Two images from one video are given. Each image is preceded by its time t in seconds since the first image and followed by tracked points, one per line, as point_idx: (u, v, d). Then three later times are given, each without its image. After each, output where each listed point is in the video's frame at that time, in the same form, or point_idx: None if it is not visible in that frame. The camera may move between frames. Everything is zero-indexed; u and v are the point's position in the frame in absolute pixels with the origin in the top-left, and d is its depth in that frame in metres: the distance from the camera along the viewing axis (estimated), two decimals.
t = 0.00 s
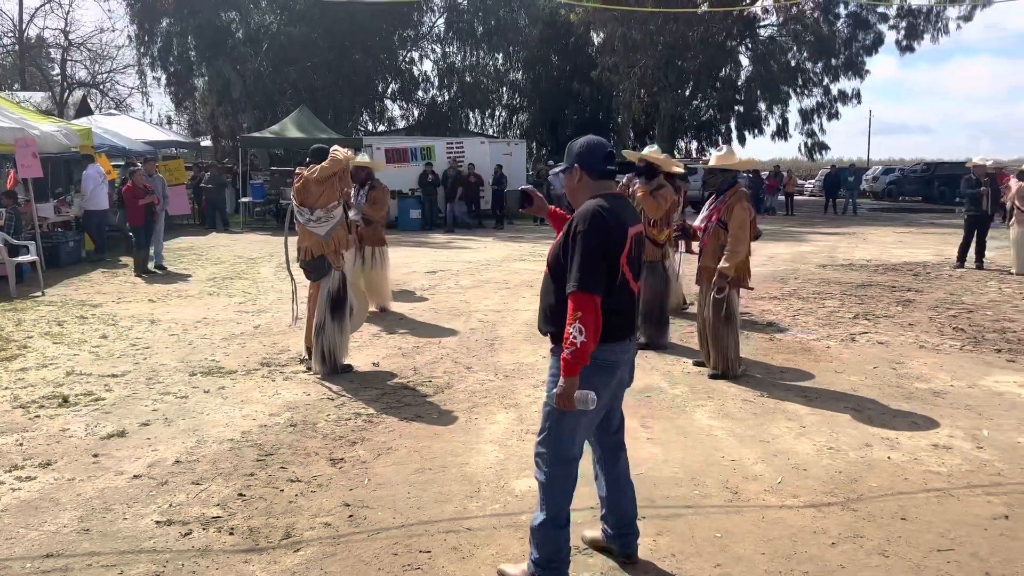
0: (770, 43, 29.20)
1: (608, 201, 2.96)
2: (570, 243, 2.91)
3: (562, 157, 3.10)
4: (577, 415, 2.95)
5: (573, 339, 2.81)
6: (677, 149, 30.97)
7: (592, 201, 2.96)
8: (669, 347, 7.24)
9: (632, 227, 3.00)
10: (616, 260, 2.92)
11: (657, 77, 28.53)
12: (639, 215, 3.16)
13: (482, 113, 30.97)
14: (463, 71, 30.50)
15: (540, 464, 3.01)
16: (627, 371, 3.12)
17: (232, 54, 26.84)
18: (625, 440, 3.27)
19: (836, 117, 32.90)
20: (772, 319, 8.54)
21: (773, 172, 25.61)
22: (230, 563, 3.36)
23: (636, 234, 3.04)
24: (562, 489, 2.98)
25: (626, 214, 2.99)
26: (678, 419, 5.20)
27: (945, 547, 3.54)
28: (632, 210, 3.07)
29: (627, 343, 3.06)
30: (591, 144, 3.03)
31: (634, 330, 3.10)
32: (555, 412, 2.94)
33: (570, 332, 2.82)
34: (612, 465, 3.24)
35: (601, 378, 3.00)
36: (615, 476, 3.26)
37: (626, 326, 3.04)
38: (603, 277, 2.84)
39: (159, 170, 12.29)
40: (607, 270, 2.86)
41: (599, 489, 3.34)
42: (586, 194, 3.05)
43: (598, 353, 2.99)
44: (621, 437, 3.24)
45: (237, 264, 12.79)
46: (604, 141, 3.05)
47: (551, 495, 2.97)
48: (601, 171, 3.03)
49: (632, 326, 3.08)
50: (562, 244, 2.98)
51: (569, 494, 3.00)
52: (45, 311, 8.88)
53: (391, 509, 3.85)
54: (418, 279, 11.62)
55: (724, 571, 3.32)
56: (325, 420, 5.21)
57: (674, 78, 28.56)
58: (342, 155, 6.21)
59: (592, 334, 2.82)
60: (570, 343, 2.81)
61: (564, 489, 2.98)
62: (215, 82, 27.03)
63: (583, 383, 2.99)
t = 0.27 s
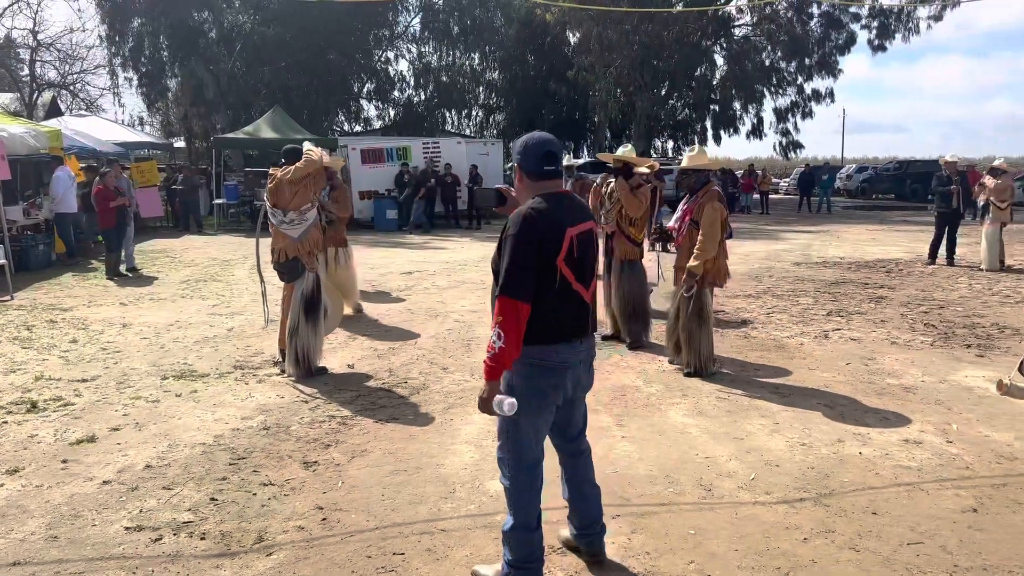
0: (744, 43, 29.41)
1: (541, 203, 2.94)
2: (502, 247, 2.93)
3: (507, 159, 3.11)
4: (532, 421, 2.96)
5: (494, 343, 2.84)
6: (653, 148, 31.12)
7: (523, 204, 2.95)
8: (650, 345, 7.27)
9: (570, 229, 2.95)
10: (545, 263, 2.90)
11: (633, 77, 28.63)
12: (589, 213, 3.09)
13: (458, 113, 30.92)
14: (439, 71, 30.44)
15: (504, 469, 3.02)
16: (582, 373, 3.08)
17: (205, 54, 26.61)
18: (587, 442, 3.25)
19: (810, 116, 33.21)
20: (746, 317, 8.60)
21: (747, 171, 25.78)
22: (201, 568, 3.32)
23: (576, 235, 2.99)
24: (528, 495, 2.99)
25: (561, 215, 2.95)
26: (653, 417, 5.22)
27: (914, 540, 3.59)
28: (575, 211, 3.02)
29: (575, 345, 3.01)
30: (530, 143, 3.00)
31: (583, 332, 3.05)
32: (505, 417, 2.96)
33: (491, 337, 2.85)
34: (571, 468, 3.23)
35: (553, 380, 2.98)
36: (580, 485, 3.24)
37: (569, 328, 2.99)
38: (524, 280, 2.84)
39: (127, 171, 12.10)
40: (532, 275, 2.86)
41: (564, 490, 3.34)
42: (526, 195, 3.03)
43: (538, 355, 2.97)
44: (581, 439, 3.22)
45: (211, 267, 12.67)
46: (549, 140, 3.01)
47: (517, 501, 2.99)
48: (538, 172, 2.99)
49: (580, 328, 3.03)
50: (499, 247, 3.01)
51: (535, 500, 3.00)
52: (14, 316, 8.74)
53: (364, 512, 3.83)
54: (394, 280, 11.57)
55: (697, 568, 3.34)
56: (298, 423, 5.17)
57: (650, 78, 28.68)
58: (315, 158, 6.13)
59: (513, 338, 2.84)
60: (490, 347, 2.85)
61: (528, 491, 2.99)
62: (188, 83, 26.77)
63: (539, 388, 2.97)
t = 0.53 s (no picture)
0: (728, 39, 29.53)
1: (501, 202, 2.92)
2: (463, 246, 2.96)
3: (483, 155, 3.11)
4: (510, 421, 2.95)
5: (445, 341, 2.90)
6: (638, 145, 31.19)
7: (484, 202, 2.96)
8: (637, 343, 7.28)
9: (530, 227, 2.92)
10: (502, 263, 2.90)
11: (617, 74, 28.66)
12: (559, 211, 3.02)
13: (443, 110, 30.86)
14: (423, 69, 30.37)
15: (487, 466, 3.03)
16: (562, 372, 3.03)
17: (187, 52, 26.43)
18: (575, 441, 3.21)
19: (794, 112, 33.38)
20: (731, 313, 8.64)
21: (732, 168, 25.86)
22: (186, 570, 3.31)
23: (540, 233, 2.94)
24: (512, 494, 2.99)
25: (520, 215, 2.91)
26: (639, 413, 5.25)
27: (897, 533, 3.62)
28: (541, 209, 2.98)
29: (549, 344, 2.96)
30: (496, 140, 2.98)
31: (556, 331, 2.99)
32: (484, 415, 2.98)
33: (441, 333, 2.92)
34: (560, 465, 3.20)
35: (530, 380, 2.94)
36: (567, 487, 3.23)
37: (535, 327, 2.95)
38: (475, 281, 2.85)
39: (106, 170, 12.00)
40: (486, 273, 2.86)
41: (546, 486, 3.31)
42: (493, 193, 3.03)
43: (507, 353, 2.95)
44: (568, 438, 3.17)
45: (195, 266, 12.60)
46: (515, 136, 2.98)
47: (501, 500, 2.99)
48: (503, 170, 2.96)
49: (551, 327, 2.97)
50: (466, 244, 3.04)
51: (517, 499, 3.00)
52: None
53: (350, 511, 3.82)
54: (380, 278, 11.55)
55: (684, 563, 3.36)
56: (283, 422, 5.15)
57: (634, 75, 28.73)
58: (297, 158, 6.11)
59: (462, 336, 2.88)
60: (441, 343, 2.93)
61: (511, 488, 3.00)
62: (170, 81, 26.57)
63: (516, 387, 2.94)
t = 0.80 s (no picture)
0: (722, 34, 29.53)
1: (506, 197, 2.90)
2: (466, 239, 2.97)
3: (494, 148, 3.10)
4: (507, 415, 2.94)
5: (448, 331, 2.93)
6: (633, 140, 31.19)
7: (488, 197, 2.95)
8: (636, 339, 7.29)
9: (531, 224, 2.89)
10: (504, 258, 2.88)
11: (612, 69, 28.63)
12: (564, 207, 2.98)
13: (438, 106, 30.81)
14: (418, 65, 30.32)
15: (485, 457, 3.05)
16: (564, 370, 2.98)
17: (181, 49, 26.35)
18: (580, 441, 3.13)
19: (788, 107, 33.40)
20: (726, 307, 8.65)
21: (726, 162, 25.82)
22: (185, 565, 3.32)
23: (541, 229, 2.91)
24: (509, 486, 3.00)
25: (523, 211, 2.89)
26: (635, 407, 5.26)
27: (893, 524, 3.64)
28: (545, 205, 2.94)
29: (549, 338, 2.93)
30: (505, 134, 2.96)
31: (556, 329, 2.95)
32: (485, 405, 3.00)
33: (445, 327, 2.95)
34: (562, 464, 3.12)
35: (527, 377, 2.92)
36: (570, 487, 3.12)
37: (534, 324, 2.92)
38: (476, 275, 2.85)
39: (101, 168, 11.98)
40: (488, 269, 2.85)
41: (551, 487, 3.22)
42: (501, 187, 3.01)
43: (506, 347, 2.94)
44: (573, 437, 3.11)
45: (191, 264, 12.59)
46: (525, 129, 2.94)
47: (497, 491, 3.00)
48: (510, 165, 2.95)
49: (550, 324, 2.94)
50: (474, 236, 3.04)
51: (515, 493, 3.01)
52: None
53: (348, 506, 3.83)
54: (376, 275, 11.54)
55: (680, 555, 3.38)
56: (280, 418, 5.15)
57: (629, 70, 28.72)
58: (292, 154, 6.10)
59: (464, 328, 2.90)
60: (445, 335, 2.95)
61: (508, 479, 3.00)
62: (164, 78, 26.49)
63: (514, 381, 2.93)
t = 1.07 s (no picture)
0: (726, 27, 29.43)
1: (533, 189, 2.91)
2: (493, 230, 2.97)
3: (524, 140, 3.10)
4: (521, 408, 2.93)
5: (479, 324, 2.91)
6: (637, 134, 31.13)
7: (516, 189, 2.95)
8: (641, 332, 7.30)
9: (556, 217, 2.89)
10: (528, 251, 2.87)
11: (616, 63, 28.56)
12: (590, 201, 2.98)
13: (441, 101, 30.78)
14: (421, 60, 30.28)
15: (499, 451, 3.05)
16: (582, 366, 2.96)
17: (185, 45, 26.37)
18: (597, 438, 3.12)
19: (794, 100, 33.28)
20: (732, 301, 8.64)
21: (731, 156, 25.75)
22: (192, 560, 3.33)
23: (564, 221, 2.90)
24: (521, 480, 3.00)
25: (549, 204, 2.89)
26: (641, 401, 5.26)
27: (900, 518, 3.64)
28: (569, 197, 2.94)
29: (568, 333, 2.91)
30: (535, 127, 2.97)
31: (575, 323, 2.93)
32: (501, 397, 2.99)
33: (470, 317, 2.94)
34: (576, 460, 3.10)
35: (545, 371, 2.90)
36: (581, 482, 3.11)
37: (555, 317, 2.90)
38: (498, 266, 2.85)
39: (106, 164, 11.99)
40: (512, 260, 2.85)
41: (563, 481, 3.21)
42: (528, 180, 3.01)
43: (526, 341, 2.92)
44: (589, 432, 3.09)
45: (196, 259, 12.61)
46: (556, 123, 2.95)
47: (508, 485, 3.00)
48: (539, 157, 2.95)
49: (570, 318, 2.92)
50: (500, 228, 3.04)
51: (525, 487, 3.01)
52: None
53: (354, 500, 3.84)
54: (380, 270, 11.54)
55: (686, 549, 3.38)
56: (286, 413, 5.16)
57: (633, 64, 28.65)
58: (295, 149, 6.08)
59: (492, 320, 2.89)
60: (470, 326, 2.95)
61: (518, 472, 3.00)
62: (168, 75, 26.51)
63: (531, 376, 2.91)
